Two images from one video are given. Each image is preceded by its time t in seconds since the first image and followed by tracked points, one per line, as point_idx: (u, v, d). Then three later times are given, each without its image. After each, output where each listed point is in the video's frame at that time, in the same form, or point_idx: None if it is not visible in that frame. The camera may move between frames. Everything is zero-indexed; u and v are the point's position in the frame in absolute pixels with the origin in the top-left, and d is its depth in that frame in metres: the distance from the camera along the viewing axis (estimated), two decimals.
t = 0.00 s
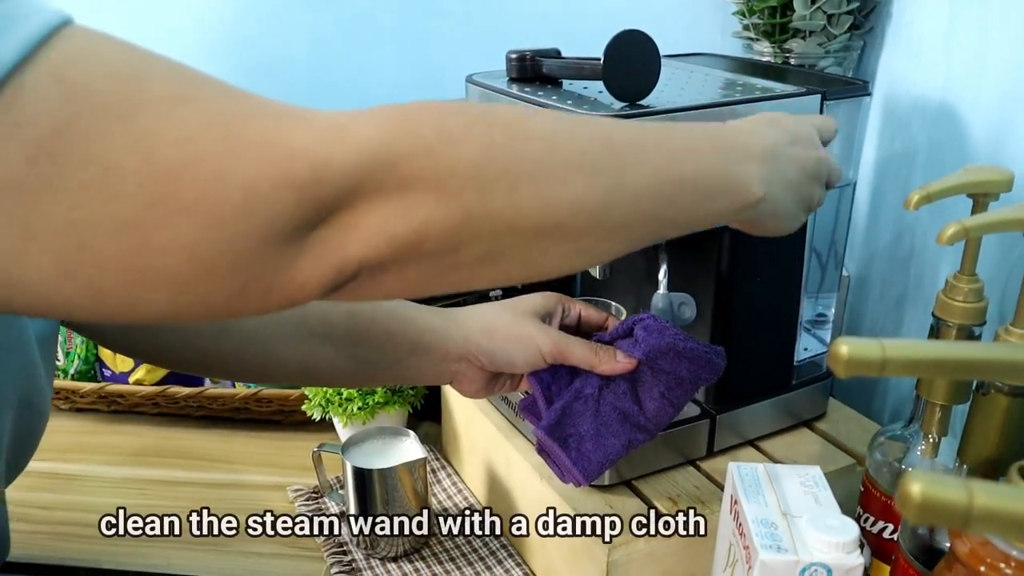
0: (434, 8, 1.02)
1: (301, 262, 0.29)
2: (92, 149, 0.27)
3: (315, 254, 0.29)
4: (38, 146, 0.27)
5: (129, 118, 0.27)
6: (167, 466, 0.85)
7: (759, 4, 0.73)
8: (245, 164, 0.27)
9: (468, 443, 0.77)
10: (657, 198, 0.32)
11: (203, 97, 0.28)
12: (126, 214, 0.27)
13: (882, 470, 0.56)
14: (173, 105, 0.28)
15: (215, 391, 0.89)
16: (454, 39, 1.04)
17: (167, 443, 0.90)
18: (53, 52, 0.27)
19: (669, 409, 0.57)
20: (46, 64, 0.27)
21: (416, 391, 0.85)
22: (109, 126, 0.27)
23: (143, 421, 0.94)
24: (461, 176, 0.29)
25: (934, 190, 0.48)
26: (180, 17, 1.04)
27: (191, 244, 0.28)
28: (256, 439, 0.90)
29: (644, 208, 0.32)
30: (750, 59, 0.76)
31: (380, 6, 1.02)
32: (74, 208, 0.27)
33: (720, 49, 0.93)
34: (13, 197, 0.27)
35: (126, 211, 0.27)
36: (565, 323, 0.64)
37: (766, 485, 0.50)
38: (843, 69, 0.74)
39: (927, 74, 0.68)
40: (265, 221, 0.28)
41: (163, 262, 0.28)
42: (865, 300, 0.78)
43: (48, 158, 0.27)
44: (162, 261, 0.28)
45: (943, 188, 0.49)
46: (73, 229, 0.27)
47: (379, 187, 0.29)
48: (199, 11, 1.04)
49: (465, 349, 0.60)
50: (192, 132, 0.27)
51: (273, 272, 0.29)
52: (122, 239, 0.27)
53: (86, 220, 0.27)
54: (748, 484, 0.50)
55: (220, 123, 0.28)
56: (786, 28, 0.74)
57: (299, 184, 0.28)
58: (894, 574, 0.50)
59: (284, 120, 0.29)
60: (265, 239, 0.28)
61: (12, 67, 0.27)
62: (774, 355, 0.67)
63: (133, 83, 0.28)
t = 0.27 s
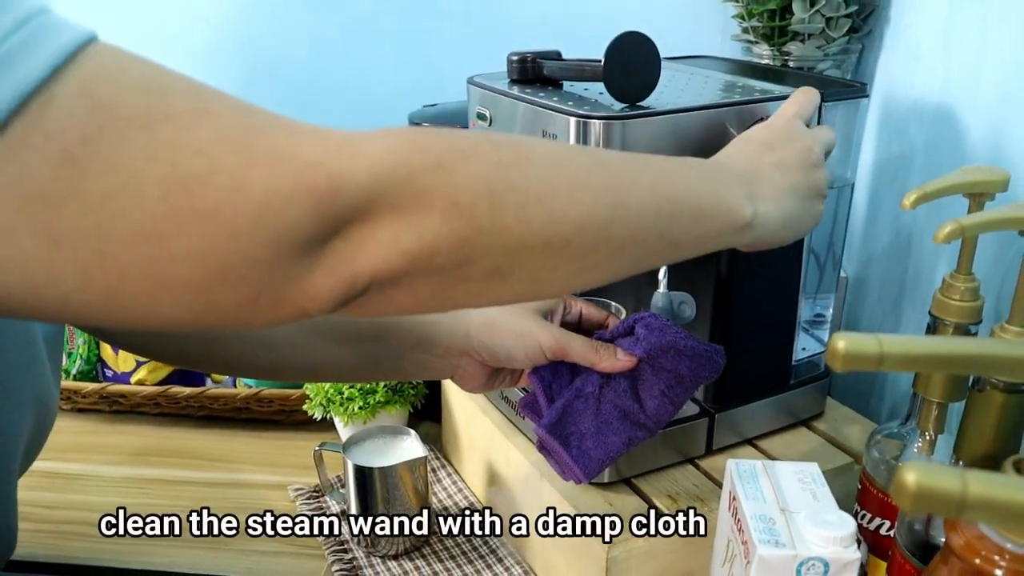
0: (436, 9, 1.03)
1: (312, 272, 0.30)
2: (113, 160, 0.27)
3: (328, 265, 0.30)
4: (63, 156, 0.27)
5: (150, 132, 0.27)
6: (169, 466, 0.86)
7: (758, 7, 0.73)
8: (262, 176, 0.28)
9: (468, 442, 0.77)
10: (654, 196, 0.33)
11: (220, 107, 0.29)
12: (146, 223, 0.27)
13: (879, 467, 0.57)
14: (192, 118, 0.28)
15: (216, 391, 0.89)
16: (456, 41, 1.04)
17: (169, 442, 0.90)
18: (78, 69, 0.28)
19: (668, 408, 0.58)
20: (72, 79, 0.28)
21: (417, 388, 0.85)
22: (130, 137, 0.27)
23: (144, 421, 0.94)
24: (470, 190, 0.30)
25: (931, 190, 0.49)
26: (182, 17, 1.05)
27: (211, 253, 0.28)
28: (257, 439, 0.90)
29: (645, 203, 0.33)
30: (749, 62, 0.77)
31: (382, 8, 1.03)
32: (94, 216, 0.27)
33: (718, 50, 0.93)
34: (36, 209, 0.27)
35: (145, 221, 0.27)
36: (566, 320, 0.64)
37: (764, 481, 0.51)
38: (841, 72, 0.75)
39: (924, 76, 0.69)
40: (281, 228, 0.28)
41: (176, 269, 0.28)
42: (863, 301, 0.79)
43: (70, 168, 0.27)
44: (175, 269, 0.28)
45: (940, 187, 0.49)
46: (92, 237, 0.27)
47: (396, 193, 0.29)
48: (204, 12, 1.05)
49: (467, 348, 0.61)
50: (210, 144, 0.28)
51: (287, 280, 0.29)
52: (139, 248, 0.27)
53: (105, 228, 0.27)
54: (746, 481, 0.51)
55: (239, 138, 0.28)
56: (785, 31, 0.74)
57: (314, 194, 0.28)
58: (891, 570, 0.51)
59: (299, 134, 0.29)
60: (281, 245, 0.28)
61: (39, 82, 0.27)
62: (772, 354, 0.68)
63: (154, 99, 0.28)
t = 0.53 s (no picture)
0: (434, 10, 1.03)
1: (309, 291, 0.29)
2: (112, 176, 0.26)
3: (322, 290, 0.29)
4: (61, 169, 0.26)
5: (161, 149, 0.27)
6: (167, 466, 0.86)
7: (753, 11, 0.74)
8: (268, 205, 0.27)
9: (465, 442, 0.78)
10: (654, 206, 0.33)
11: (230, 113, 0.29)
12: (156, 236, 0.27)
13: (872, 465, 0.57)
14: (194, 134, 0.27)
15: (213, 391, 0.90)
16: (454, 42, 1.05)
17: (166, 442, 0.90)
18: (80, 79, 0.27)
19: (663, 406, 0.58)
20: (74, 87, 0.27)
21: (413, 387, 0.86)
22: (131, 151, 0.27)
23: (141, 421, 0.94)
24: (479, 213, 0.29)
25: (922, 190, 0.49)
26: (182, 18, 1.06)
27: (219, 263, 0.27)
28: (255, 439, 0.90)
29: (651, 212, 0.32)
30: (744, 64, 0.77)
31: (381, 9, 1.04)
32: (93, 226, 0.26)
33: (714, 52, 0.94)
34: (34, 218, 0.26)
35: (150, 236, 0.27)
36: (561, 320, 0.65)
37: (758, 479, 0.51)
38: (835, 74, 0.76)
39: (916, 78, 0.70)
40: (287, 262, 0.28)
41: (172, 289, 0.27)
42: (856, 302, 0.80)
43: (69, 183, 0.26)
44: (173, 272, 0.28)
45: (931, 188, 0.50)
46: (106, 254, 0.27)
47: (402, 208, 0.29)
48: (203, 13, 1.05)
49: (461, 348, 0.61)
50: (214, 162, 0.27)
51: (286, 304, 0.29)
52: (138, 263, 0.27)
53: (105, 244, 0.27)
54: (741, 479, 0.51)
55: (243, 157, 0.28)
56: (778, 34, 0.75)
57: (314, 219, 0.28)
58: (883, 567, 0.51)
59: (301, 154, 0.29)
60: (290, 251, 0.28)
61: (42, 91, 0.26)
62: (766, 354, 0.68)
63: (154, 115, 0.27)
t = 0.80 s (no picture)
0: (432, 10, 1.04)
1: (313, 285, 0.30)
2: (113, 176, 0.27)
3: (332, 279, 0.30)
4: (80, 165, 0.28)
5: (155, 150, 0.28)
6: (162, 465, 0.86)
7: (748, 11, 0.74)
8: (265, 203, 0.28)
9: (461, 441, 0.78)
10: (652, 206, 0.33)
11: (237, 113, 0.29)
12: (164, 230, 0.28)
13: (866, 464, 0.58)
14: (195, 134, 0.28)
15: (208, 390, 0.90)
16: (452, 43, 1.05)
17: (161, 442, 0.90)
18: (94, 75, 0.29)
19: (660, 405, 0.58)
20: (91, 84, 0.28)
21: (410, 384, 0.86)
22: (146, 148, 0.28)
23: (136, 421, 0.94)
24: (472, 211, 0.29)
25: (916, 190, 0.50)
26: (180, 18, 1.06)
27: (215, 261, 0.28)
28: (250, 439, 0.90)
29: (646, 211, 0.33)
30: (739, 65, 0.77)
31: (379, 10, 1.04)
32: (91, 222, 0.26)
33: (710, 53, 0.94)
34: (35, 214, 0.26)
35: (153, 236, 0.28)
36: (558, 318, 0.65)
37: (753, 478, 0.51)
38: (830, 76, 0.76)
39: (910, 79, 0.70)
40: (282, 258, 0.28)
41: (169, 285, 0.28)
42: (851, 302, 0.80)
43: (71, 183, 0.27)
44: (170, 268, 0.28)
45: (925, 187, 0.50)
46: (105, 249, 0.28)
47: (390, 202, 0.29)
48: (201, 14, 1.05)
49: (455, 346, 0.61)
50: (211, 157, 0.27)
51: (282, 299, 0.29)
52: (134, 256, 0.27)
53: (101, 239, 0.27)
54: (736, 478, 0.51)
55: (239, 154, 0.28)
56: (774, 35, 0.75)
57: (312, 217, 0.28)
58: (877, 566, 0.51)
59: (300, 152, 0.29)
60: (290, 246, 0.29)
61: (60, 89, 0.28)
62: (761, 354, 0.68)
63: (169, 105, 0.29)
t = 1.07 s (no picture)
0: (432, 11, 1.04)
1: (321, 293, 0.29)
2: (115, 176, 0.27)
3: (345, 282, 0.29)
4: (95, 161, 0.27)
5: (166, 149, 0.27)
6: (162, 464, 0.86)
7: (748, 12, 0.75)
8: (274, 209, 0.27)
9: (461, 441, 0.78)
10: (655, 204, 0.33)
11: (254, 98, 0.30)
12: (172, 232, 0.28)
13: (867, 464, 0.58)
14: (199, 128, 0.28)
15: (208, 390, 0.90)
16: (452, 44, 1.05)
17: (161, 441, 0.90)
18: (115, 76, 0.28)
19: (662, 405, 0.59)
20: (106, 79, 0.28)
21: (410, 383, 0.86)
22: (161, 144, 0.27)
23: (136, 420, 0.94)
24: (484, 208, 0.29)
25: (917, 189, 0.50)
26: (182, 18, 1.06)
27: (223, 261, 0.28)
28: (250, 438, 0.90)
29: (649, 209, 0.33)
30: (740, 66, 0.77)
31: (379, 11, 1.04)
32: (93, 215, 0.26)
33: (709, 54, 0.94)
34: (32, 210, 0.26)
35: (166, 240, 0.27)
36: (559, 318, 0.65)
37: (753, 477, 0.51)
38: (830, 77, 0.76)
39: (910, 81, 0.70)
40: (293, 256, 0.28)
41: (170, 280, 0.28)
42: (851, 303, 0.80)
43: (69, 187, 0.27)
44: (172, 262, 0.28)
45: (925, 187, 0.50)
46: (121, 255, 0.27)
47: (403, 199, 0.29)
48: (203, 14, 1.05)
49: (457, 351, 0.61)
50: (213, 149, 0.27)
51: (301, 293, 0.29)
52: (133, 245, 0.27)
53: (103, 231, 0.27)
54: (736, 477, 0.51)
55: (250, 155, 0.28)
56: (774, 36, 0.75)
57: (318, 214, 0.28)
58: (877, 566, 0.51)
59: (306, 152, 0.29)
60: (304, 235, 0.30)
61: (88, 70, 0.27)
62: (761, 353, 0.68)
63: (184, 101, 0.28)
